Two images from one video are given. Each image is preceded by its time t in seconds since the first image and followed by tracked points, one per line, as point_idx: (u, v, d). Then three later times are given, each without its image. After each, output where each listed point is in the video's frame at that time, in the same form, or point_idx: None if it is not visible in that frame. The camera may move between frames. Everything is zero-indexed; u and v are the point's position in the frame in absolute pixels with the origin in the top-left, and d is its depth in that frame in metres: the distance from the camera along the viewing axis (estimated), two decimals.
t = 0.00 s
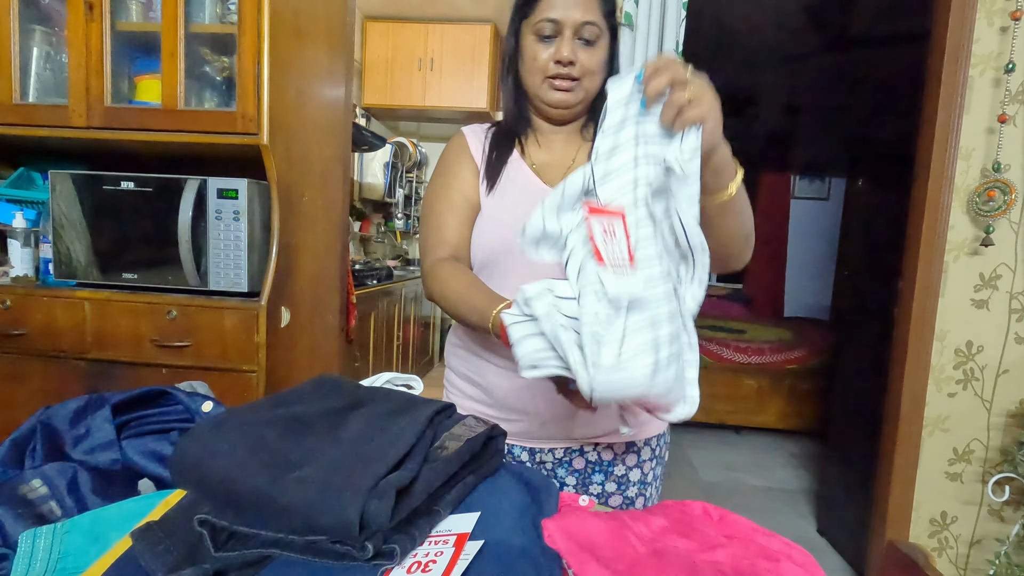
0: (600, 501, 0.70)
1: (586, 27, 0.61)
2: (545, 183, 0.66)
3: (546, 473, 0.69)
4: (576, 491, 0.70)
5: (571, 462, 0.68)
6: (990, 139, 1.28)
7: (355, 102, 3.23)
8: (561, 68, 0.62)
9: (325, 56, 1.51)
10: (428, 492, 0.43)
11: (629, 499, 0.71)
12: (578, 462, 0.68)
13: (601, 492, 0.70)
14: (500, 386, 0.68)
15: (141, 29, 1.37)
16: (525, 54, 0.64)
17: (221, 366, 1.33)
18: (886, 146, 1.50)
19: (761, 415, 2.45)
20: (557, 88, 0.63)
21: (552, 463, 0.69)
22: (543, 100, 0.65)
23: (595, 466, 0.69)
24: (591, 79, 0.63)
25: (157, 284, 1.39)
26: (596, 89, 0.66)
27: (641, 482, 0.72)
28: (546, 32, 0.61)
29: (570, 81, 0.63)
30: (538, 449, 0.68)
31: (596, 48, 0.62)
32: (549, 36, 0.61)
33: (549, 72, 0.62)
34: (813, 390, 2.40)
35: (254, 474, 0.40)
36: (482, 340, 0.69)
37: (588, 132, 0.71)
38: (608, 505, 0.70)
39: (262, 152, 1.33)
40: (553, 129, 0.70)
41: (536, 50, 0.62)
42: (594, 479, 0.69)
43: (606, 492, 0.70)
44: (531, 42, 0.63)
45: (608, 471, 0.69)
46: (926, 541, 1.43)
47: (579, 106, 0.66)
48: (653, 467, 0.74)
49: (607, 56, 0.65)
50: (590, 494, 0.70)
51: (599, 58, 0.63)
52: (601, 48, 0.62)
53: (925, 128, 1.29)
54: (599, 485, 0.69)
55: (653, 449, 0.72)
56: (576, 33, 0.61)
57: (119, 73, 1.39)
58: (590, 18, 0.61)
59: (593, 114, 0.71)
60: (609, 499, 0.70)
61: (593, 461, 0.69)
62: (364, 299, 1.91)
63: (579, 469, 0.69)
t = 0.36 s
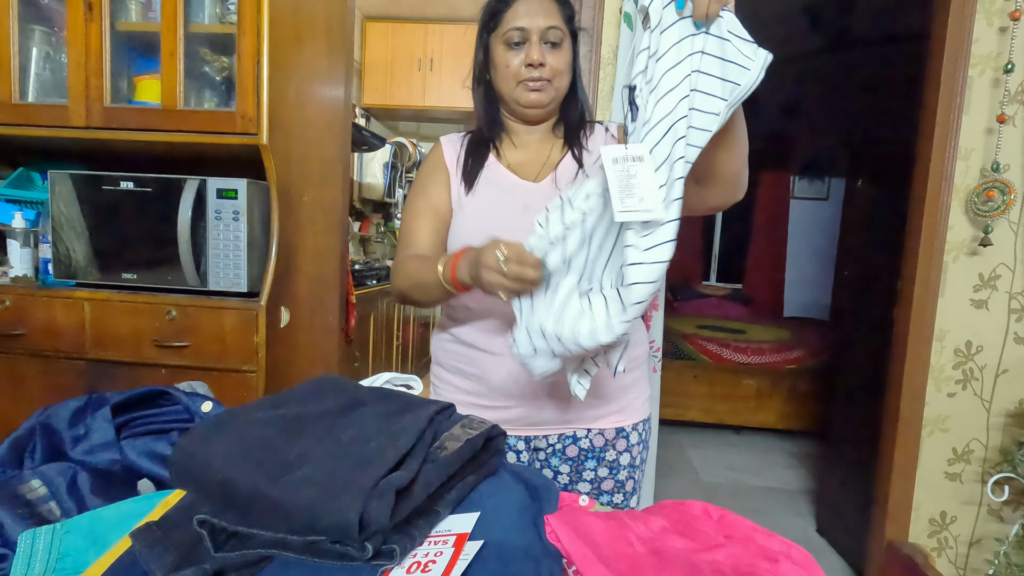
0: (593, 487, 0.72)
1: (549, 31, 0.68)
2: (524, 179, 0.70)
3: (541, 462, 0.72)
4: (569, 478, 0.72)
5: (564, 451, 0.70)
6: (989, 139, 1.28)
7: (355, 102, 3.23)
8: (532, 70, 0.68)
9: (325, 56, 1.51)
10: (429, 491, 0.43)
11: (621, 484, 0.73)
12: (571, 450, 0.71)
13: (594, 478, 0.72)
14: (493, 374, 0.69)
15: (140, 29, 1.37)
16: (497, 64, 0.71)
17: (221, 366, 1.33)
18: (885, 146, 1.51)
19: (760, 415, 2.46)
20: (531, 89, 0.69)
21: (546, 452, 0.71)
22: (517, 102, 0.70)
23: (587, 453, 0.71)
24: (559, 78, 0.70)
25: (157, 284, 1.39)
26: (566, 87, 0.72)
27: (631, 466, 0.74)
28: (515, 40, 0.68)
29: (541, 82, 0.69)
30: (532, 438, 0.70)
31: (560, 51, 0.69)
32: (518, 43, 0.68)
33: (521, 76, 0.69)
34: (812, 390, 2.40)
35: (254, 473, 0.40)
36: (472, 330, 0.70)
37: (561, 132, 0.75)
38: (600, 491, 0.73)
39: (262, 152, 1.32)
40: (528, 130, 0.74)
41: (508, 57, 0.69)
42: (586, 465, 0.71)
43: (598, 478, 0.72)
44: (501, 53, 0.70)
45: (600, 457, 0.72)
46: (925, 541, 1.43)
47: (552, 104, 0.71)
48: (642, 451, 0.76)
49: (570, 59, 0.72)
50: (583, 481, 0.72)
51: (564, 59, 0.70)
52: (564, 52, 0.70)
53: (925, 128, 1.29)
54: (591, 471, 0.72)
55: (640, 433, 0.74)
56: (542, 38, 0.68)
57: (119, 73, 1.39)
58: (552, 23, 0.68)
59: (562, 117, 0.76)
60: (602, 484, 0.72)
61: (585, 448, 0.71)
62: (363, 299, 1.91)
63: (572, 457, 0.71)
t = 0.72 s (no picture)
0: (574, 477, 0.77)
1: (537, 43, 0.80)
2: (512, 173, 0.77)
3: (524, 454, 0.77)
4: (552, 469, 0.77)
5: (546, 443, 0.76)
6: (988, 139, 1.28)
7: (355, 102, 3.23)
8: (522, 75, 0.78)
9: (325, 56, 1.51)
10: (428, 491, 0.43)
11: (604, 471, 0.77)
12: (553, 443, 0.76)
13: (576, 469, 0.77)
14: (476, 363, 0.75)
15: (140, 29, 1.37)
16: (491, 72, 0.82)
17: (221, 366, 1.33)
18: (884, 147, 1.51)
19: (760, 415, 2.46)
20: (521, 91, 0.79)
21: (531, 445, 0.77)
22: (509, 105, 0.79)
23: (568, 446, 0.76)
24: (546, 82, 0.80)
25: (157, 284, 1.39)
26: (552, 92, 0.82)
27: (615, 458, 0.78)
28: (506, 50, 0.80)
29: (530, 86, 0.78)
30: (515, 426, 0.76)
31: (547, 61, 0.80)
32: (509, 53, 0.80)
33: (511, 81, 0.79)
34: (812, 390, 2.40)
35: (253, 473, 0.40)
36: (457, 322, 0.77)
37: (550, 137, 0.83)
38: (582, 481, 0.77)
39: (262, 152, 1.32)
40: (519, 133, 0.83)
41: (501, 65, 0.80)
42: (568, 457, 0.76)
43: (580, 468, 0.77)
44: (495, 62, 0.81)
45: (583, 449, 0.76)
46: (925, 541, 1.43)
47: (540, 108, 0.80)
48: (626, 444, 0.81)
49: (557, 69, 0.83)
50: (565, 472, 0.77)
51: (550, 67, 0.80)
52: (551, 62, 0.81)
53: (924, 128, 1.29)
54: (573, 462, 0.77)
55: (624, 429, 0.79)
56: (531, 48, 0.80)
57: (119, 73, 1.39)
58: (539, 36, 0.80)
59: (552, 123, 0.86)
60: (584, 472, 0.77)
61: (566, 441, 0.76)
62: (363, 299, 1.92)
63: (554, 449, 0.76)
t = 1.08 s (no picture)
0: (568, 470, 0.83)
1: (535, 50, 0.80)
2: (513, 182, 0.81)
3: (520, 448, 0.83)
4: (547, 462, 0.82)
5: (539, 437, 0.82)
6: (988, 139, 1.28)
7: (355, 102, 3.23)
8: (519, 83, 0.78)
9: (325, 57, 1.51)
10: (429, 491, 0.43)
11: (595, 466, 0.85)
12: (546, 437, 0.82)
13: (569, 462, 0.83)
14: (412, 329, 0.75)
15: (139, 29, 1.37)
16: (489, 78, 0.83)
17: (221, 366, 1.33)
18: (884, 147, 1.51)
19: (760, 415, 2.46)
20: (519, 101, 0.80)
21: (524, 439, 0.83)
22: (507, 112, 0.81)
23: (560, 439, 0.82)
24: (544, 90, 0.81)
25: (157, 284, 1.39)
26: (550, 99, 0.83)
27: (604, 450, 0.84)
28: (504, 58, 0.80)
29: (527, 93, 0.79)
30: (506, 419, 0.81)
31: (544, 69, 0.81)
32: (507, 61, 0.80)
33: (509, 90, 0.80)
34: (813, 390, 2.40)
35: (254, 474, 0.40)
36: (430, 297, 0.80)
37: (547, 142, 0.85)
38: (575, 473, 0.84)
39: (262, 152, 1.32)
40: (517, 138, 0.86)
41: (499, 73, 0.80)
42: (561, 450, 0.82)
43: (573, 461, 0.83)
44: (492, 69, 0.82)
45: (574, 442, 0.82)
46: (925, 541, 1.43)
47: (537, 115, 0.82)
48: (615, 437, 0.87)
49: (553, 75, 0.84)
50: (559, 465, 0.82)
51: (547, 74, 0.81)
52: (548, 70, 0.82)
53: (924, 128, 1.29)
54: (566, 456, 0.82)
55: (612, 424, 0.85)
56: (528, 56, 0.80)
57: (118, 73, 1.39)
58: (536, 43, 0.80)
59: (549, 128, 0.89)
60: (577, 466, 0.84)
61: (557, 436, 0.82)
62: (363, 299, 1.92)
63: (547, 443, 0.82)
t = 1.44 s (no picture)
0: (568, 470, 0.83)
1: (536, 48, 0.80)
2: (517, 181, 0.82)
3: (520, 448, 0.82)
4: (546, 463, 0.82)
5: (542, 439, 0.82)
6: (989, 139, 1.28)
7: (355, 102, 3.24)
8: (521, 82, 0.80)
9: (325, 57, 1.51)
10: (428, 491, 0.43)
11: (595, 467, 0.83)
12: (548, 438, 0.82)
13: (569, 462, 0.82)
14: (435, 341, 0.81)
15: (140, 29, 1.37)
16: (491, 77, 0.83)
17: (221, 367, 1.33)
18: (884, 147, 1.51)
19: (760, 415, 2.46)
20: (520, 99, 0.81)
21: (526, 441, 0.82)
22: (509, 111, 0.82)
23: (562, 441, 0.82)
24: (545, 89, 0.82)
25: (157, 284, 1.39)
26: (553, 98, 0.84)
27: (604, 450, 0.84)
28: (506, 56, 0.81)
29: (528, 92, 0.81)
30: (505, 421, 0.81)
31: (546, 66, 0.82)
32: (508, 59, 0.81)
33: (511, 89, 0.81)
34: (813, 390, 2.40)
35: (253, 475, 0.40)
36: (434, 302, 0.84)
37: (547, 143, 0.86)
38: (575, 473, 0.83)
39: (262, 152, 1.32)
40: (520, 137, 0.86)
41: (500, 71, 0.81)
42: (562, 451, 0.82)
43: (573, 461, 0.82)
44: (494, 68, 0.82)
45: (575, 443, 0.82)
46: (925, 541, 1.43)
47: (539, 113, 0.83)
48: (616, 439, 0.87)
49: (556, 73, 0.84)
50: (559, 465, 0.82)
51: (549, 72, 0.82)
52: (550, 67, 0.82)
53: (925, 128, 1.29)
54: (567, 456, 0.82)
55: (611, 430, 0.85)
56: (530, 54, 0.80)
57: (118, 73, 1.39)
58: (538, 41, 0.81)
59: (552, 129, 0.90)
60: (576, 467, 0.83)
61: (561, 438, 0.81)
62: (363, 299, 1.92)
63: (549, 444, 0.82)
